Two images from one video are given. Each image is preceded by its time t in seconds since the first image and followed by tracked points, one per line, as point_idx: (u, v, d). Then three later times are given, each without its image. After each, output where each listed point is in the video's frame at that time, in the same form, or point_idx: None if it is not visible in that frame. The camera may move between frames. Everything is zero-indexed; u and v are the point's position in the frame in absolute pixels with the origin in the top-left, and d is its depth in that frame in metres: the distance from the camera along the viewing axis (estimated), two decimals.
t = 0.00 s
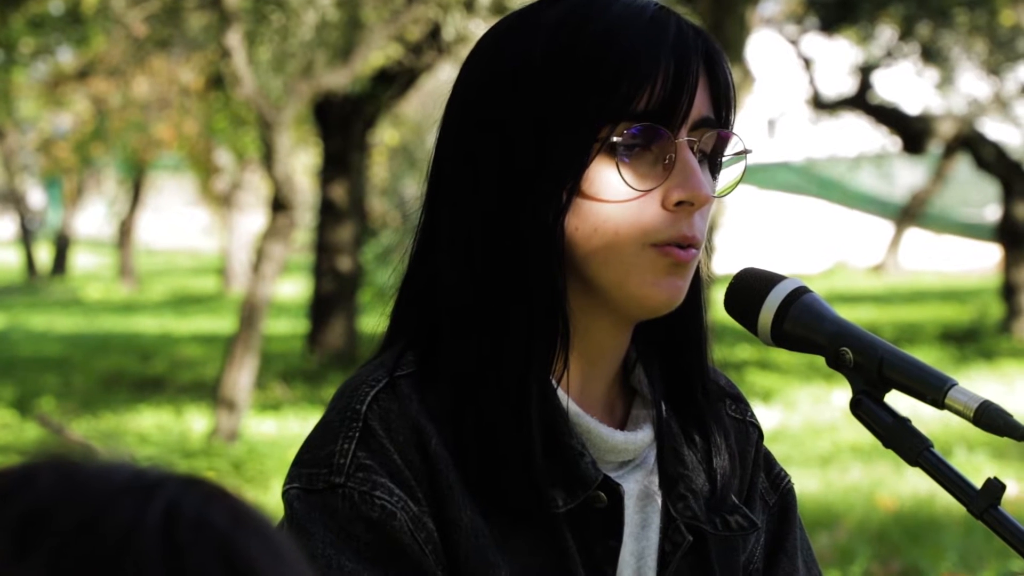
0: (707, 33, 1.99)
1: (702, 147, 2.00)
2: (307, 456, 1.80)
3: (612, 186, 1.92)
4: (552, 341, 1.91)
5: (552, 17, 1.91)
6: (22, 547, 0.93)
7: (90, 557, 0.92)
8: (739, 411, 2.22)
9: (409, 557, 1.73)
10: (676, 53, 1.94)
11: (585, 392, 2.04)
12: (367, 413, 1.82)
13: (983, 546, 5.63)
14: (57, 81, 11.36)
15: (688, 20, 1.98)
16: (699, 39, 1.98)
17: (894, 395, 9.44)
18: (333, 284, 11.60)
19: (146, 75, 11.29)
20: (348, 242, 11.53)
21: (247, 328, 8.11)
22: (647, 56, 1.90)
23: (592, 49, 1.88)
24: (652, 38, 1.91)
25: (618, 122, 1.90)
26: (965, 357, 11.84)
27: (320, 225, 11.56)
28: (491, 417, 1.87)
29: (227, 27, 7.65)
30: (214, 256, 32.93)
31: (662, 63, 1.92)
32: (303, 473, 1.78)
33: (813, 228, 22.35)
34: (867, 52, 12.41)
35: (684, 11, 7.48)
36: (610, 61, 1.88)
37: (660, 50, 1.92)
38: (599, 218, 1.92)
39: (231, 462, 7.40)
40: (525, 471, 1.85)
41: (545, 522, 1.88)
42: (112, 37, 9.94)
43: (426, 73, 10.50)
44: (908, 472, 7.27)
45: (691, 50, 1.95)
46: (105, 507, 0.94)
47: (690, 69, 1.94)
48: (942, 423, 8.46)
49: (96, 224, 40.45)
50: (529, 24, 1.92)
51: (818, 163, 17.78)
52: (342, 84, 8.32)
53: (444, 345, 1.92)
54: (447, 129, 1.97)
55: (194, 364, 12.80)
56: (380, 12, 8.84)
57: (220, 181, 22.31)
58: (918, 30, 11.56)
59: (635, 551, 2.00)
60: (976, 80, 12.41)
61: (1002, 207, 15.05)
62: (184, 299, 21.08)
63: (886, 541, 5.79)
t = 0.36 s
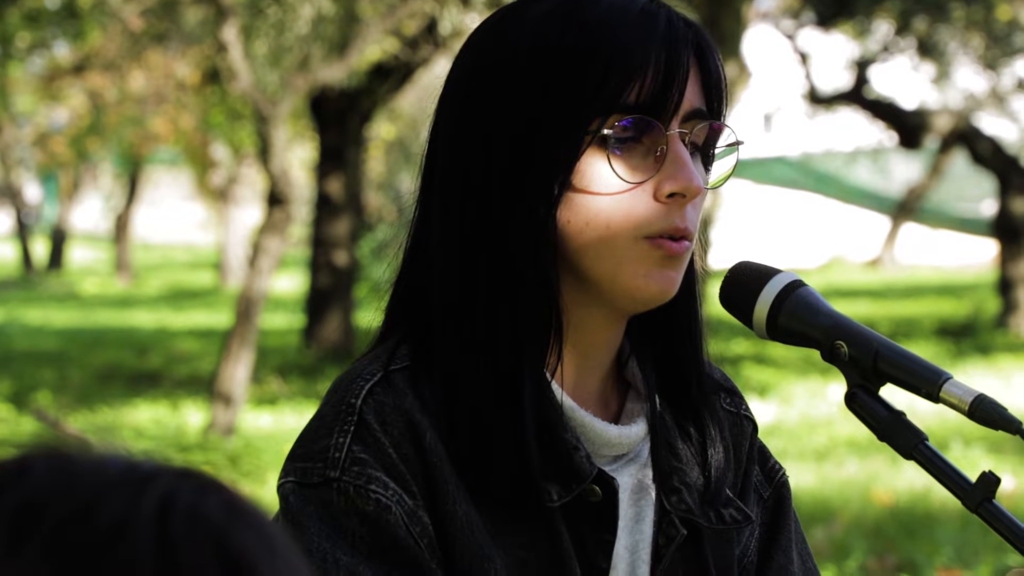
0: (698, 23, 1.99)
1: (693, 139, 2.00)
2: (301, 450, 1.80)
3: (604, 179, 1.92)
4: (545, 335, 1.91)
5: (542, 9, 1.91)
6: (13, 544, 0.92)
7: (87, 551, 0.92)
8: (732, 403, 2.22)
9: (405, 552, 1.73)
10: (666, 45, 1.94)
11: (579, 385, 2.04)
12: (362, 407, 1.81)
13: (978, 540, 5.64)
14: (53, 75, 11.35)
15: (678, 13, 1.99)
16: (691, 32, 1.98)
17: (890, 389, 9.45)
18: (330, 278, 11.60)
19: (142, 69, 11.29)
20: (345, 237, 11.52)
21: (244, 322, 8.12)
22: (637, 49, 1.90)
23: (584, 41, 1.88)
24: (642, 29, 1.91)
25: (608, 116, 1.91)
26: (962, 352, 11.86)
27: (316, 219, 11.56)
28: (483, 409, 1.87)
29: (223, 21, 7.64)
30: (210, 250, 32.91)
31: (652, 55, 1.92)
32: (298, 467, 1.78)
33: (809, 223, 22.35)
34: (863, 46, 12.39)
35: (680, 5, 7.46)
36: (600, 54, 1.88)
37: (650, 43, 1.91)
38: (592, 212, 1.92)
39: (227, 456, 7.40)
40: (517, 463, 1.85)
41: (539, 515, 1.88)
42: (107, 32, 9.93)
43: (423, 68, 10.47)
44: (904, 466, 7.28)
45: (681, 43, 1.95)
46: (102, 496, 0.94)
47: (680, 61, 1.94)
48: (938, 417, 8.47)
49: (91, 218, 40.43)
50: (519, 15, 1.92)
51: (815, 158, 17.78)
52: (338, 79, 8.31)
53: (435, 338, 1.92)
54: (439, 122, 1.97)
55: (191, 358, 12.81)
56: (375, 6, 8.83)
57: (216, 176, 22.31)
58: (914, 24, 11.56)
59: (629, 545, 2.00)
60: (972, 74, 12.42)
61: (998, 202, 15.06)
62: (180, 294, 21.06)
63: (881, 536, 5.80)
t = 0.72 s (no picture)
0: (689, 18, 2.00)
1: (685, 134, 2.01)
2: (299, 446, 1.80)
3: (597, 175, 1.93)
4: (541, 329, 1.91)
5: (534, 5, 1.91)
6: (18, 537, 0.93)
7: (90, 545, 0.92)
8: (730, 397, 2.23)
9: (402, 546, 1.73)
10: (658, 40, 1.94)
11: (577, 379, 2.05)
12: (358, 402, 1.82)
13: (978, 534, 5.65)
14: (54, 69, 11.36)
15: (671, 9, 1.99)
16: (682, 28, 1.99)
17: (890, 383, 9.46)
18: (331, 272, 11.60)
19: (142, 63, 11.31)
20: (345, 231, 11.53)
21: (245, 316, 8.13)
22: (630, 45, 1.91)
23: (577, 35, 1.88)
24: (635, 25, 1.92)
25: (600, 112, 1.91)
26: (962, 346, 11.86)
27: (317, 213, 11.56)
28: (479, 404, 1.87)
29: (224, 15, 7.66)
30: (211, 244, 32.93)
31: (644, 50, 1.92)
32: (295, 463, 1.78)
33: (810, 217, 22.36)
34: (864, 40, 12.41)
35: None
36: (592, 50, 1.89)
37: (642, 39, 1.92)
38: (590, 208, 1.93)
39: (228, 449, 7.41)
40: (515, 457, 1.85)
41: (538, 509, 1.88)
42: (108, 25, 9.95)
43: (424, 62, 10.46)
44: (905, 460, 7.29)
45: (673, 37, 1.95)
46: (104, 490, 0.95)
47: (672, 56, 1.95)
48: (939, 411, 8.47)
49: (92, 211, 40.44)
50: (512, 11, 1.92)
51: (816, 152, 17.78)
52: (339, 72, 8.31)
53: (431, 334, 1.93)
54: (433, 118, 1.98)
55: (192, 351, 12.82)
56: None
57: (217, 170, 22.31)
58: (915, 18, 11.55)
59: (631, 537, 2.00)
60: (973, 68, 12.40)
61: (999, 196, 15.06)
62: (181, 287, 21.08)
63: (883, 529, 5.80)
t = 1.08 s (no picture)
0: (681, 19, 2.01)
1: (678, 134, 2.01)
2: (293, 442, 1.81)
3: (592, 174, 1.93)
4: (537, 324, 1.92)
5: (526, 6, 1.92)
6: (24, 531, 0.94)
7: (93, 541, 0.93)
8: (729, 389, 2.24)
9: (396, 538, 1.73)
10: (650, 40, 1.95)
11: (574, 370, 2.06)
12: (352, 398, 1.82)
13: (979, 532, 5.64)
14: (55, 64, 11.37)
15: (663, 10, 2.00)
16: (675, 28, 2.00)
17: (891, 380, 9.46)
18: (332, 268, 11.61)
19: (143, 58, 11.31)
20: (346, 227, 11.54)
21: (245, 312, 8.13)
22: (623, 45, 1.91)
23: (572, 36, 1.89)
24: (627, 25, 1.92)
25: (595, 111, 1.91)
26: (963, 343, 11.86)
27: (319, 209, 11.56)
28: (473, 399, 1.87)
29: (226, 11, 7.65)
30: (212, 240, 32.95)
31: (637, 49, 1.93)
32: (289, 459, 1.79)
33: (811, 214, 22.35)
34: (866, 38, 12.39)
35: None
36: (586, 49, 1.89)
37: (635, 39, 1.92)
38: (587, 205, 1.93)
39: (229, 445, 7.42)
40: (511, 450, 1.85)
41: (535, 502, 1.88)
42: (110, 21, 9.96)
43: (425, 59, 10.46)
44: (906, 457, 7.28)
45: (665, 37, 1.96)
46: (108, 485, 0.95)
47: (665, 56, 1.95)
48: (940, 408, 8.47)
49: (93, 207, 40.46)
50: (504, 11, 1.93)
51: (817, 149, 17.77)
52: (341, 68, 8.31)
53: (426, 331, 1.93)
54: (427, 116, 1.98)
55: (193, 347, 12.82)
56: None
57: (218, 166, 22.31)
58: (917, 15, 11.55)
59: (633, 526, 2.00)
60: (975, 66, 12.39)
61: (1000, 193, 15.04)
62: (182, 283, 21.08)
63: (883, 527, 5.81)
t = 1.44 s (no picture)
0: (690, 18, 2.01)
1: (686, 132, 2.02)
2: (292, 438, 1.81)
3: (598, 169, 1.93)
4: (539, 318, 1.92)
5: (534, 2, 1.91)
6: (23, 525, 0.94)
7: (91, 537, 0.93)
8: (729, 381, 2.24)
9: (396, 534, 1.73)
10: (662, 40, 1.95)
11: (575, 363, 2.07)
12: (351, 393, 1.83)
13: (979, 527, 5.65)
14: (56, 59, 11.38)
15: (671, 9, 2.00)
16: (685, 30, 2.00)
17: (891, 376, 9.46)
18: (333, 263, 11.61)
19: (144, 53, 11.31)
20: (347, 223, 11.53)
21: (246, 307, 8.13)
22: (631, 45, 1.91)
23: (579, 35, 1.88)
24: (637, 24, 1.92)
25: (607, 107, 1.92)
26: (964, 340, 11.86)
27: (320, 204, 11.56)
28: (475, 394, 1.88)
29: (227, 6, 7.64)
30: (213, 235, 32.95)
31: (648, 47, 1.93)
32: (289, 455, 1.79)
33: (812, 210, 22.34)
34: (867, 34, 12.36)
35: None
36: (594, 47, 1.89)
37: (647, 40, 1.93)
38: (591, 199, 1.93)
39: (229, 440, 7.43)
40: (512, 445, 1.86)
41: (536, 495, 1.88)
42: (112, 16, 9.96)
43: (426, 54, 10.47)
44: (906, 453, 7.29)
45: (676, 38, 1.96)
46: (106, 481, 0.95)
47: (677, 56, 1.96)
48: (941, 404, 8.47)
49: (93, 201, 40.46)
50: (512, 9, 1.92)
51: (819, 145, 17.75)
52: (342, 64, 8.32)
53: (427, 325, 1.93)
54: (430, 111, 1.98)
55: (193, 342, 12.83)
56: None
57: (219, 161, 22.31)
58: (919, 12, 11.55)
59: (636, 519, 2.01)
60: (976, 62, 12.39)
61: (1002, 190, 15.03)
62: (184, 278, 21.09)
63: (883, 523, 5.81)
